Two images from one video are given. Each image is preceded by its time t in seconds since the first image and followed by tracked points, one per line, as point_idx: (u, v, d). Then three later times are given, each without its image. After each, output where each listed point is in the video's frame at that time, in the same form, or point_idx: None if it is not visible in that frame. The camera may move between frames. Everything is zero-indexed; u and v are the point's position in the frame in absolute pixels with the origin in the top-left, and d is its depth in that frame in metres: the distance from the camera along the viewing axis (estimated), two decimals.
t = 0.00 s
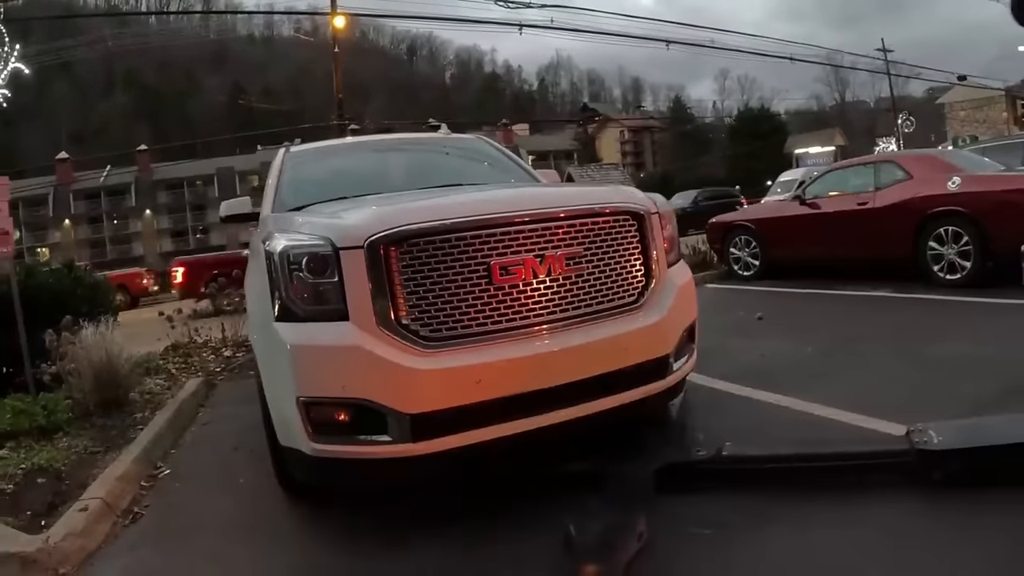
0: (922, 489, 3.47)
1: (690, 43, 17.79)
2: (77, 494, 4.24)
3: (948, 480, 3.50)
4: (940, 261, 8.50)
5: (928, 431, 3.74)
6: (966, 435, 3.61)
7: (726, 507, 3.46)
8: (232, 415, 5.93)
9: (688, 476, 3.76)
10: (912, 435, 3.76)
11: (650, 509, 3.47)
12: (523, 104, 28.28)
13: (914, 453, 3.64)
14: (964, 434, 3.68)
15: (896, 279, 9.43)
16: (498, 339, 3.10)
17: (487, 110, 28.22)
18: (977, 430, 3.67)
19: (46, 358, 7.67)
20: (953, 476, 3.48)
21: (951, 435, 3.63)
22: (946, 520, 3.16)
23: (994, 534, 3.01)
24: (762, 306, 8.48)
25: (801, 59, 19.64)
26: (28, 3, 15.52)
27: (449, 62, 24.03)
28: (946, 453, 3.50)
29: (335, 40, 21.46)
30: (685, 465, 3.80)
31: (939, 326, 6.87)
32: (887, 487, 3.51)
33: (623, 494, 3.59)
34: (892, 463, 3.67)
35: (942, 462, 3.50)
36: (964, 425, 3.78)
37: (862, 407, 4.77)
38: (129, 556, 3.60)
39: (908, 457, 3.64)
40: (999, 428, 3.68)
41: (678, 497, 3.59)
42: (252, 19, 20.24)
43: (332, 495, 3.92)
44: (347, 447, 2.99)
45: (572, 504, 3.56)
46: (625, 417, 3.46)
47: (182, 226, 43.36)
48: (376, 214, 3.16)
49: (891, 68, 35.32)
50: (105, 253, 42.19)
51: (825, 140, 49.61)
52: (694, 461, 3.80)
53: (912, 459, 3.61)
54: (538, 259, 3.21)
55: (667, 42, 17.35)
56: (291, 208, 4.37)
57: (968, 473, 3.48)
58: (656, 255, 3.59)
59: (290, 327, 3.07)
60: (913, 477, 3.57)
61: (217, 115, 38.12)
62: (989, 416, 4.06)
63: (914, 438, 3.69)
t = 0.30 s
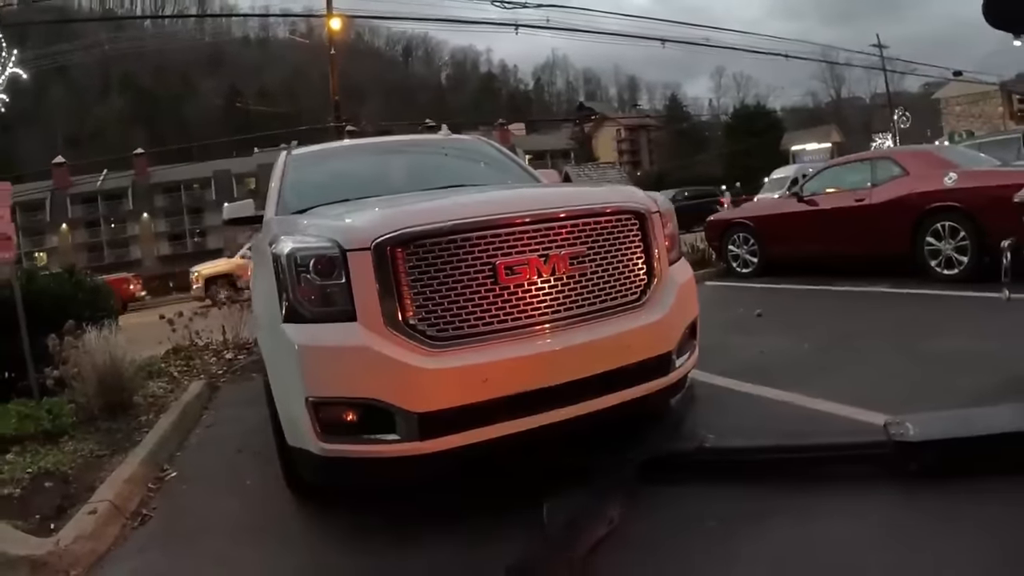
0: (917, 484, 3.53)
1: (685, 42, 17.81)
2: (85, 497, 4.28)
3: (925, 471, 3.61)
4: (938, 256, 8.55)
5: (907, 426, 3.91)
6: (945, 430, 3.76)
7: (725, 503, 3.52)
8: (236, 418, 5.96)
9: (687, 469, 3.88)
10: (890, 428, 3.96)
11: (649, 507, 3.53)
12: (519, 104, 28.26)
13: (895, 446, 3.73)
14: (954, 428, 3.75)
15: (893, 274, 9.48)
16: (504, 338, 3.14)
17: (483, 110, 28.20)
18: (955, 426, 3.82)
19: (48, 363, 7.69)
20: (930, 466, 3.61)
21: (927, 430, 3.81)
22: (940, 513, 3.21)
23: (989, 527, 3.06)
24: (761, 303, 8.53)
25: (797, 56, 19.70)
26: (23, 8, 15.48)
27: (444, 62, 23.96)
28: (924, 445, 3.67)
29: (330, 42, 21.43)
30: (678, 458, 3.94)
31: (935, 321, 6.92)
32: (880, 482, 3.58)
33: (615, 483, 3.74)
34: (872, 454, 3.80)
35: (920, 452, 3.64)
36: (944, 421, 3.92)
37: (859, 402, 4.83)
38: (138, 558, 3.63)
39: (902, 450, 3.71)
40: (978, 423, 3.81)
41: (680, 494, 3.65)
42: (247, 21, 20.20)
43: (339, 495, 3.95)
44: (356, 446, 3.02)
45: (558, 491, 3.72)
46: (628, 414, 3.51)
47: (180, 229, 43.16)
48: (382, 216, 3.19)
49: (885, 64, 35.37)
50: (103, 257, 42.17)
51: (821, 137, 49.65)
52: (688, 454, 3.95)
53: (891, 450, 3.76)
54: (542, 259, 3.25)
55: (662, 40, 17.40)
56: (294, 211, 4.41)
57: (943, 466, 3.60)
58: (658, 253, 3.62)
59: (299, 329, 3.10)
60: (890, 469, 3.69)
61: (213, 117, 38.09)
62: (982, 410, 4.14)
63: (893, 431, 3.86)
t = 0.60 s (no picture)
0: (922, 490, 3.48)
1: (689, 46, 17.78)
2: (83, 494, 4.22)
3: (925, 477, 3.59)
4: (942, 264, 8.48)
5: (908, 433, 3.89)
6: (945, 438, 3.75)
7: (730, 507, 3.47)
8: (237, 416, 5.91)
9: (691, 472, 3.83)
10: (890, 435, 3.94)
11: (653, 510, 3.49)
12: (522, 106, 28.29)
13: (896, 451, 3.70)
14: (957, 436, 3.73)
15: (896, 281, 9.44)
16: (512, 340, 3.09)
17: (485, 112, 28.23)
18: (956, 433, 3.80)
19: (47, 358, 7.65)
20: (930, 472, 3.58)
21: (927, 437, 3.79)
22: (946, 520, 3.17)
23: (997, 534, 3.01)
24: (765, 308, 8.48)
25: (800, 62, 19.78)
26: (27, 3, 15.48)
27: (447, 62, 23.93)
28: (923, 451, 3.65)
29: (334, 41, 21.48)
30: (677, 458, 3.88)
31: (940, 328, 6.87)
32: (884, 487, 3.53)
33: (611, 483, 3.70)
34: (871, 459, 3.74)
35: (919, 458, 3.63)
36: (945, 428, 3.91)
37: (864, 407, 4.78)
38: (136, 557, 3.58)
39: (909, 455, 3.66)
40: (980, 431, 3.79)
41: (685, 498, 3.60)
42: (250, 19, 20.22)
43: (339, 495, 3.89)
44: (360, 447, 2.98)
45: (555, 488, 3.71)
46: (635, 417, 3.46)
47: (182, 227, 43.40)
48: (389, 214, 3.14)
49: (888, 71, 35.34)
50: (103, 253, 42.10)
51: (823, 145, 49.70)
52: (689, 455, 3.88)
53: (891, 455, 3.72)
54: (552, 259, 3.20)
55: (666, 45, 17.42)
56: (299, 207, 4.36)
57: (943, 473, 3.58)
58: (668, 256, 3.58)
59: (303, 326, 3.06)
60: (889, 474, 3.65)
61: (215, 115, 38.08)
62: (986, 418, 4.11)
63: (893, 438, 3.83)
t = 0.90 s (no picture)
0: (935, 503, 3.38)
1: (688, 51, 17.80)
2: (85, 508, 4.17)
3: (936, 487, 3.49)
4: (945, 269, 8.45)
5: (918, 439, 3.79)
6: (956, 444, 3.65)
7: (741, 521, 3.39)
8: (239, 427, 5.86)
9: (699, 484, 3.75)
10: (901, 442, 3.81)
11: (665, 524, 3.41)
12: (520, 112, 28.33)
13: (905, 460, 3.60)
14: (969, 443, 3.62)
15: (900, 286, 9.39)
16: (521, 352, 3.06)
17: (484, 119, 28.26)
18: (967, 439, 3.70)
19: (48, 368, 7.61)
20: (941, 481, 3.49)
21: (938, 443, 3.69)
22: (961, 534, 3.08)
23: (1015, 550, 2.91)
24: (769, 314, 8.44)
25: (799, 67, 19.83)
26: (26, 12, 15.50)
27: (445, 69, 23.98)
28: (934, 459, 3.53)
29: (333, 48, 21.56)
30: (685, 469, 3.81)
31: (945, 334, 6.83)
32: (895, 499, 3.47)
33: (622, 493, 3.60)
34: (880, 467, 3.65)
35: (930, 466, 3.52)
36: (956, 435, 3.81)
37: (874, 416, 4.69)
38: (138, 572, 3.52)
39: (920, 463, 3.56)
40: (991, 437, 3.69)
41: (694, 512, 3.52)
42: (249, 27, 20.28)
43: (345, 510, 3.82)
44: (368, 461, 2.94)
45: (563, 502, 3.63)
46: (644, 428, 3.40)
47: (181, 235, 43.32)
48: (397, 224, 3.11)
49: (886, 75, 35.30)
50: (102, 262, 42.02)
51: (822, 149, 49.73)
52: (697, 466, 3.80)
53: (901, 463, 3.61)
54: (561, 270, 3.17)
55: (665, 50, 17.44)
56: (302, 217, 4.32)
57: (955, 481, 3.49)
58: (677, 265, 3.55)
59: (309, 339, 3.01)
60: (900, 484, 3.56)
61: (214, 123, 38.12)
62: (998, 424, 4.01)
63: (904, 445, 3.73)
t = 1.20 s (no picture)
0: (942, 503, 3.37)
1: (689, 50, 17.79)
2: (86, 509, 4.15)
3: (943, 487, 3.48)
4: (948, 267, 8.43)
5: (923, 439, 3.78)
6: (962, 444, 3.63)
7: (747, 521, 3.37)
8: (241, 427, 5.83)
9: (706, 484, 3.74)
10: (907, 441, 3.80)
11: (673, 524, 3.39)
12: (520, 112, 28.31)
13: (910, 460, 3.59)
14: (972, 443, 3.61)
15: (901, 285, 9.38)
16: (527, 351, 3.04)
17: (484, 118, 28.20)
18: (973, 439, 3.69)
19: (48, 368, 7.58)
20: (947, 481, 3.48)
21: (944, 443, 3.68)
22: (970, 535, 3.07)
23: None
24: (772, 313, 8.42)
25: (799, 67, 19.81)
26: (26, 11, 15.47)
27: (446, 69, 23.91)
28: (939, 458, 3.54)
29: (333, 47, 21.54)
30: (691, 470, 3.79)
31: (949, 333, 6.81)
32: (900, 498, 3.46)
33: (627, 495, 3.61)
34: (884, 467, 3.65)
35: (935, 466, 3.51)
36: (962, 434, 3.79)
37: (879, 415, 4.68)
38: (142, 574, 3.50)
39: (926, 462, 3.55)
40: (997, 437, 3.68)
41: (700, 512, 3.51)
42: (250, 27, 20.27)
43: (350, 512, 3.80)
44: (374, 461, 2.91)
45: (567, 503, 3.62)
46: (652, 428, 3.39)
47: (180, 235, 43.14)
48: (404, 222, 3.09)
49: (886, 74, 35.28)
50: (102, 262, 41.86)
51: (822, 148, 49.73)
52: (702, 465, 3.78)
53: (906, 463, 3.62)
54: (568, 268, 3.15)
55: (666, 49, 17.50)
56: (306, 216, 4.30)
57: (961, 481, 3.48)
58: (684, 263, 3.53)
59: (315, 338, 2.99)
60: (906, 483, 3.54)
61: (214, 122, 38.08)
62: (1005, 423, 4.00)
63: (910, 445, 3.72)
